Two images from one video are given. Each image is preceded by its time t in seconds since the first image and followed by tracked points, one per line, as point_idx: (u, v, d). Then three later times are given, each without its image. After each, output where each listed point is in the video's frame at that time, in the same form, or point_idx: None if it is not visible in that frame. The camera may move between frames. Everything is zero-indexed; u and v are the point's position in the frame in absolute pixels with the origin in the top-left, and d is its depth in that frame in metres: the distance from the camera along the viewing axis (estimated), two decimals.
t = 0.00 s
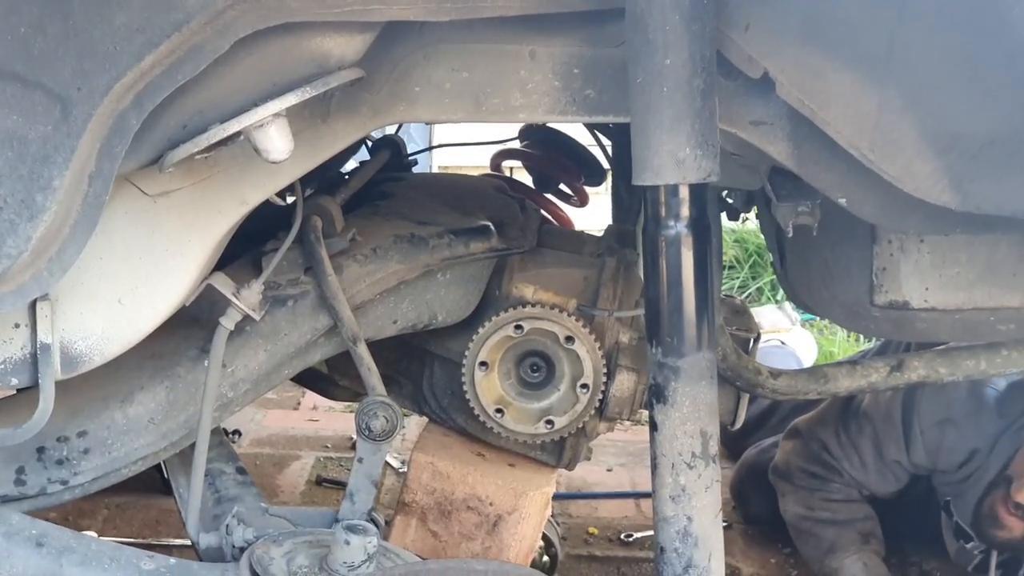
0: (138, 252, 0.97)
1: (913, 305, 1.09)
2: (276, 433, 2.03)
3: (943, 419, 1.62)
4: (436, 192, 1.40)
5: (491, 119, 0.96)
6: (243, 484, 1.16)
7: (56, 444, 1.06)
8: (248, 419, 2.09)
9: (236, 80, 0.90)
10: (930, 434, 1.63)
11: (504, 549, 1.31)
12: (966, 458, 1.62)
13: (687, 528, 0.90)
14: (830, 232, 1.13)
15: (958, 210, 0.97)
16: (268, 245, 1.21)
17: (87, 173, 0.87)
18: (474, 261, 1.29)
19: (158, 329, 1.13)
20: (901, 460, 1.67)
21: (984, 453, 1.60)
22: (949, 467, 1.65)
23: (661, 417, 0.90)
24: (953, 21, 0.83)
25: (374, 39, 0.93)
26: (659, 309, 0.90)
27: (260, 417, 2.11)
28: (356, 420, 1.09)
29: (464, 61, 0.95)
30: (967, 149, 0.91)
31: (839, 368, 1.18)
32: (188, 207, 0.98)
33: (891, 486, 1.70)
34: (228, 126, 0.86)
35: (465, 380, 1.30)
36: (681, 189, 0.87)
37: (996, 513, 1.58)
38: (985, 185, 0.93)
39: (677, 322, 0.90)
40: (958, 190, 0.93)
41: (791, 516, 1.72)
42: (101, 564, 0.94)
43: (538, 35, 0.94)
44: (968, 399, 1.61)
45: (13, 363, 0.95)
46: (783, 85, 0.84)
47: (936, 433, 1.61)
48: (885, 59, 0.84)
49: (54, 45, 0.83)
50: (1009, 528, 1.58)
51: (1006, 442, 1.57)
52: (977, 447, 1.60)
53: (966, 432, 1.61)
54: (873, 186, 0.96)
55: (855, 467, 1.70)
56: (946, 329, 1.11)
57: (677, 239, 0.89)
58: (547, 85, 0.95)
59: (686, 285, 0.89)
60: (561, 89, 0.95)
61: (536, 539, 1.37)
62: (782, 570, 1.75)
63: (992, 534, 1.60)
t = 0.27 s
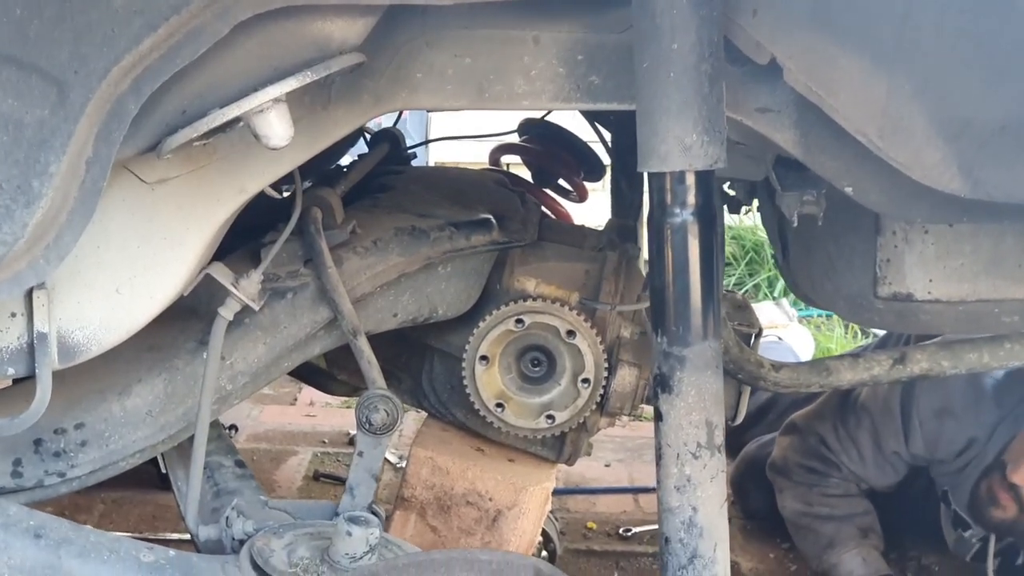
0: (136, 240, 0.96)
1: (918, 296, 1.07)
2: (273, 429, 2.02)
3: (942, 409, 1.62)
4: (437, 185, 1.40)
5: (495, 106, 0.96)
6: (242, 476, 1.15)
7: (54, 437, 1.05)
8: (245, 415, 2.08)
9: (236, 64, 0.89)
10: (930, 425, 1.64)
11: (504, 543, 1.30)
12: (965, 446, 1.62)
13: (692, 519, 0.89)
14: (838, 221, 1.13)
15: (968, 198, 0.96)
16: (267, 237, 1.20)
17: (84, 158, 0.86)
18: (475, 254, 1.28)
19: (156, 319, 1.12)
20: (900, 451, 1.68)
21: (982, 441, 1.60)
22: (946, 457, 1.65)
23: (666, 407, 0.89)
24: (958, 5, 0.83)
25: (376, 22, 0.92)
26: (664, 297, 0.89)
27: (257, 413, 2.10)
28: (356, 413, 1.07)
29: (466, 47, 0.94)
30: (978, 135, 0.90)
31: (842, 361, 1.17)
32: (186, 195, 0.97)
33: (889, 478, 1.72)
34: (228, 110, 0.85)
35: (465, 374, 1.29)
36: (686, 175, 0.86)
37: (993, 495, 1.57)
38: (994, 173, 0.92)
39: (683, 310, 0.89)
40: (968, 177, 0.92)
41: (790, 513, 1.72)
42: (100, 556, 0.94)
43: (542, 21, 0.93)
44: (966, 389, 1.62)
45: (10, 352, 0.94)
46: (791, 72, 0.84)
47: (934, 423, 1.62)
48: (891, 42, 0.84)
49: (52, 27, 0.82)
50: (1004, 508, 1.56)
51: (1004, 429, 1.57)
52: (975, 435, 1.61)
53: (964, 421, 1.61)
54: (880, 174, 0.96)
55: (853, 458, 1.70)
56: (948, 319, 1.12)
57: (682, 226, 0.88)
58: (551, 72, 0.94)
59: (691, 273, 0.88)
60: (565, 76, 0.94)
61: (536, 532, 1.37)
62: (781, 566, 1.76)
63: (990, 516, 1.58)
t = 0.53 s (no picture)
0: (134, 225, 0.95)
1: (919, 281, 1.08)
2: (273, 416, 2.02)
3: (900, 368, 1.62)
4: (436, 171, 1.39)
5: (494, 89, 0.95)
6: (242, 462, 1.15)
7: (54, 422, 1.05)
8: (244, 402, 2.09)
9: (234, 48, 0.88)
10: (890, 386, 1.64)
11: (504, 530, 1.30)
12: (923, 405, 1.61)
13: (694, 503, 0.89)
14: (839, 204, 1.13)
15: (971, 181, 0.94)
16: (266, 224, 1.19)
17: (83, 142, 0.85)
18: (475, 241, 1.27)
19: (156, 305, 1.11)
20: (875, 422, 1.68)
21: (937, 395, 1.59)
22: (910, 418, 1.63)
23: (668, 391, 0.89)
24: None
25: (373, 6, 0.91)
26: (666, 280, 0.89)
27: (257, 400, 2.10)
28: (356, 399, 1.06)
29: (465, 30, 0.94)
30: (982, 116, 0.88)
31: (843, 346, 1.17)
32: (185, 179, 0.96)
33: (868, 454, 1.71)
34: (227, 92, 0.85)
35: (465, 361, 1.28)
36: (689, 158, 0.86)
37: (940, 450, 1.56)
38: (1001, 152, 0.90)
39: (685, 294, 0.89)
40: (972, 157, 0.90)
41: (776, 513, 1.71)
42: (101, 541, 0.94)
43: (541, 2, 0.93)
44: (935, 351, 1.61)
45: (9, 338, 0.94)
46: (792, 53, 0.82)
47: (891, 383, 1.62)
48: (895, 25, 0.83)
49: (48, 11, 0.81)
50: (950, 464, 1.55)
51: (953, 382, 1.55)
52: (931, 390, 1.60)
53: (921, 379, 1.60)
54: (884, 156, 0.95)
55: (829, 447, 1.70)
56: (950, 303, 1.11)
57: (684, 210, 0.88)
58: (551, 54, 0.94)
59: (693, 257, 0.88)
60: (565, 58, 0.93)
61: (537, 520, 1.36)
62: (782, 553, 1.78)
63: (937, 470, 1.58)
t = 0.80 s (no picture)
0: (148, 207, 0.95)
1: (933, 271, 1.07)
2: (277, 403, 2.03)
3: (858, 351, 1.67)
4: (447, 157, 1.38)
5: (510, 73, 0.95)
6: (253, 447, 1.15)
7: (66, 405, 1.05)
8: (249, 389, 2.09)
9: (251, 28, 0.86)
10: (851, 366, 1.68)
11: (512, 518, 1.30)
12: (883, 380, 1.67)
13: (709, 489, 0.88)
14: (855, 192, 1.13)
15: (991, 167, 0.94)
16: (278, 208, 1.18)
17: (99, 123, 0.83)
18: (487, 228, 1.26)
19: (168, 289, 1.11)
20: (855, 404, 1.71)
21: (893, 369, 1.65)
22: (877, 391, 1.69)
23: (685, 376, 0.89)
24: None
25: None
26: (684, 265, 0.89)
27: (261, 388, 2.11)
28: (367, 384, 1.04)
29: (483, 13, 0.94)
30: (1004, 103, 0.88)
31: (854, 335, 1.17)
32: (200, 161, 0.96)
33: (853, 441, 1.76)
34: (245, 73, 0.83)
35: (475, 348, 1.28)
36: (708, 142, 0.86)
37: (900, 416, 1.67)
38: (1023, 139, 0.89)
39: (702, 279, 0.88)
40: (993, 144, 0.89)
41: (768, 516, 1.77)
42: (114, 522, 0.94)
43: None
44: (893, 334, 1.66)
45: (23, 317, 0.95)
46: (812, 38, 0.81)
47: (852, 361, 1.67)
48: (914, 7, 0.83)
49: None
50: (909, 427, 1.69)
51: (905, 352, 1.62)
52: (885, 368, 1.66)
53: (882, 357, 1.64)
54: (901, 143, 0.94)
55: (817, 438, 1.76)
56: (964, 293, 1.12)
57: (703, 194, 0.88)
58: (568, 38, 0.93)
59: (711, 242, 0.88)
60: (582, 42, 0.93)
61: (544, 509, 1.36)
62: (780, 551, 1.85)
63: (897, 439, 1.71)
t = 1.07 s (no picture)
0: (152, 185, 0.94)
1: (937, 253, 1.08)
2: (277, 386, 2.03)
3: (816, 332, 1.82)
4: (451, 139, 1.37)
5: (517, 52, 0.92)
6: (256, 428, 1.14)
7: (67, 385, 1.04)
8: (249, 372, 2.09)
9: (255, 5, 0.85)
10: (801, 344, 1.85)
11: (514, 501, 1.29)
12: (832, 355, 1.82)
13: (716, 470, 0.88)
14: (858, 175, 1.12)
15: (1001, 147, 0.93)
16: (282, 189, 1.17)
17: (104, 100, 0.82)
18: (491, 210, 1.25)
19: (170, 270, 1.10)
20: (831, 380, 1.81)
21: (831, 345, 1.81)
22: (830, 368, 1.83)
23: (692, 357, 0.89)
24: None
25: None
26: (692, 244, 0.89)
27: (261, 371, 2.11)
28: (370, 366, 1.03)
29: None
30: (1015, 82, 0.87)
31: (858, 318, 1.17)
32: (203, 139, 0.95)
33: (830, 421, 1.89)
34: (252, 49, 0.83)
35: (479, 330, 1.27)
36: (717, 121, 0.85)
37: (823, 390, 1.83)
38: None
39: (710, 259, 0.88)
40: (1004, 124, 0.89)
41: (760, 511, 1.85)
42: (118, 503, 0.93)
43: None
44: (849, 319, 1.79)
45: (24, 297, 0.93)
46: (822, 17, 0.79)
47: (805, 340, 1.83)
48: None
49: None
50: (830, 402, 1.83)
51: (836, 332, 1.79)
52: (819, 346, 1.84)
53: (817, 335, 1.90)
54: (910, 123, 0.93)
55: (796, 426, 1.88)
56: (969, 277, 1.11)
57: (711, 173, 0.87)
58: (576, 16, 0.90)
59: (719, 221, 0.88)
60: (591, 20, 0.90)
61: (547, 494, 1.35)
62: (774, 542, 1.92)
63: (823, 412, 1.86)
